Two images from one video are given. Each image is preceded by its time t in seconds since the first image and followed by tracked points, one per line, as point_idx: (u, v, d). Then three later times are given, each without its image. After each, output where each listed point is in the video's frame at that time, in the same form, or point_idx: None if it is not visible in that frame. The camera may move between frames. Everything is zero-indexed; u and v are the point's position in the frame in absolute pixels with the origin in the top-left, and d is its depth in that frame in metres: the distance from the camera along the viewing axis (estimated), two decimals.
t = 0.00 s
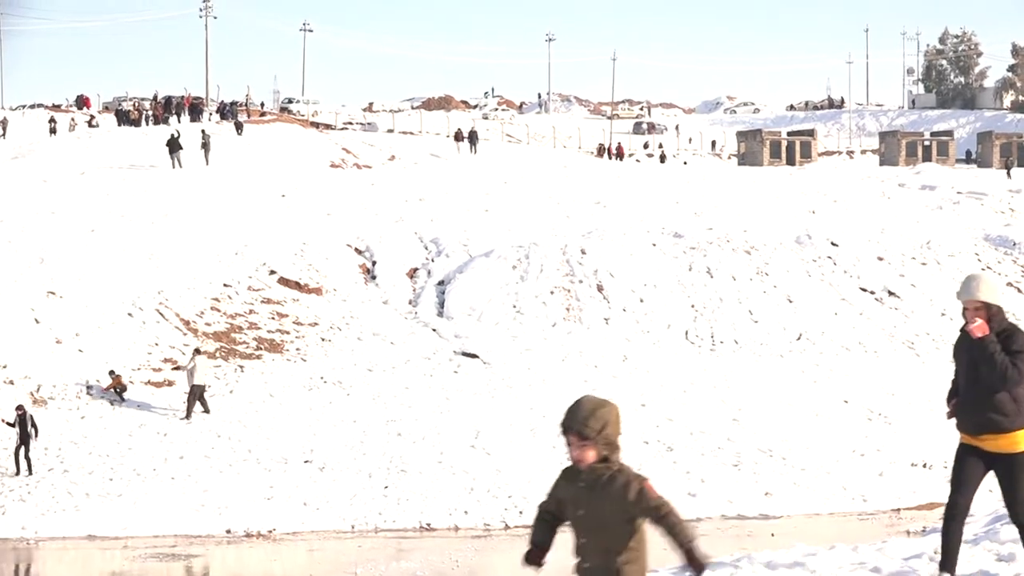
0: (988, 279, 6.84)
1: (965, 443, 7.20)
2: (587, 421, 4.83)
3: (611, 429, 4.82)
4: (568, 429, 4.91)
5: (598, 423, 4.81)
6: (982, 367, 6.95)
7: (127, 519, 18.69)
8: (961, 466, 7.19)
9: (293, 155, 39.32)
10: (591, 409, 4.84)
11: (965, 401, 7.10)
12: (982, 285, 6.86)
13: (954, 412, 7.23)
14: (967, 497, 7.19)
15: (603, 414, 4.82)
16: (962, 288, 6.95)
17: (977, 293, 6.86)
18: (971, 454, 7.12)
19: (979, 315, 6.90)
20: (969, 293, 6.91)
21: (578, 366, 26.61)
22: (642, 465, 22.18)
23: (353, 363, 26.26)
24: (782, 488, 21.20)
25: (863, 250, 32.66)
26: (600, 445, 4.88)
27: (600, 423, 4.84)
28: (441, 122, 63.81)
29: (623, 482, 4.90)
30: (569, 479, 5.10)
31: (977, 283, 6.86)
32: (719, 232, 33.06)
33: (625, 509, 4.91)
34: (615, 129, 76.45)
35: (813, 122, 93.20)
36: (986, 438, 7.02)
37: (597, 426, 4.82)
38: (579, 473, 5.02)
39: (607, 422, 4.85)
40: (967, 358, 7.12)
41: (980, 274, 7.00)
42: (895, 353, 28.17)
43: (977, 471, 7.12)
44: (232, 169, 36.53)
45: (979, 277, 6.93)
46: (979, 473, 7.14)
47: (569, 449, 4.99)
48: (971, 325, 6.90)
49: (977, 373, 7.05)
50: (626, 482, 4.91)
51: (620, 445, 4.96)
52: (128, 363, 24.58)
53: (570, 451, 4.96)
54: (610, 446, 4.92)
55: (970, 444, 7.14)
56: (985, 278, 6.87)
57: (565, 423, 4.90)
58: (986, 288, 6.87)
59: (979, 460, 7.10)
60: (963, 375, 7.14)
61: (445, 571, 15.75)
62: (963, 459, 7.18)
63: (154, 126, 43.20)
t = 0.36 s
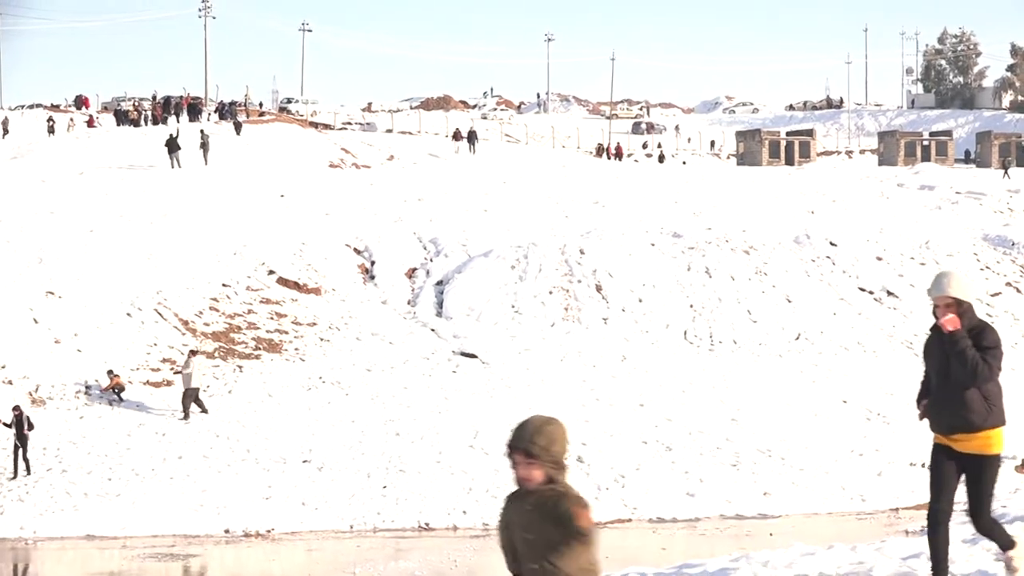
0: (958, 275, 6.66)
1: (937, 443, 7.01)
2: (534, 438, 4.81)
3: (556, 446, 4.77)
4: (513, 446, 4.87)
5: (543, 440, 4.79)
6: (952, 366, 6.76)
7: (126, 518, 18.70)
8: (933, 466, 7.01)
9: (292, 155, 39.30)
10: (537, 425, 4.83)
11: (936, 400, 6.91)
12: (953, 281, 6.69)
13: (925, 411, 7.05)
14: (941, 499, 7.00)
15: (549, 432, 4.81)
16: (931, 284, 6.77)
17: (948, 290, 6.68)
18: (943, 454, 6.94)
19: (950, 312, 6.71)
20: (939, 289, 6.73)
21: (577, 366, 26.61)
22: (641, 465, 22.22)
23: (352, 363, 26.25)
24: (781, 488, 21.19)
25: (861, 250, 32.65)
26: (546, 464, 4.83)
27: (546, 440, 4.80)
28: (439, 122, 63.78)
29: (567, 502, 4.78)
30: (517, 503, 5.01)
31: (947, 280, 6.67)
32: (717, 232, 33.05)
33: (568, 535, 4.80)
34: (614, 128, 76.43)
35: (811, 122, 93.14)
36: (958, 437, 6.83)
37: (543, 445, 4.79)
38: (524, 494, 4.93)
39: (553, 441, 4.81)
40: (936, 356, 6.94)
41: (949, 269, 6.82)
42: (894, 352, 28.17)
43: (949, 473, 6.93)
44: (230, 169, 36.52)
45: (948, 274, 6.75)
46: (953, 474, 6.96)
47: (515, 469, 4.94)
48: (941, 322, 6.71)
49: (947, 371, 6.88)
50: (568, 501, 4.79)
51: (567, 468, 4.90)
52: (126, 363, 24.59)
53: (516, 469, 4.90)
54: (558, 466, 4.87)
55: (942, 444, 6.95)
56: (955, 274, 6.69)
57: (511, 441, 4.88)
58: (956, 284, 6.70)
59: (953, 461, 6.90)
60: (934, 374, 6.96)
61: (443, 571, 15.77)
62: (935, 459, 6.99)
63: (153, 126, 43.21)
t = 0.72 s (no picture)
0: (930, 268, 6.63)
1: (915, 436, 6.96)
2: (454, 422, 4.83)
3: (474, 431, 4.78)
4: (434, 429, 4.89)
5: (462, 423, 4.80)
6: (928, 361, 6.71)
7: (121, 517, 18.72)
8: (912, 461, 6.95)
9: (286, 154, 39.26)
10: (459, 409, 4.84)
11: (913, 394, 6.86)
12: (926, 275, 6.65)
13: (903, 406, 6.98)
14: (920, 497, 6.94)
15: (468, 417, 4.82)
16: (905, 279, 6.73)
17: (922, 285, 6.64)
18: (922, 448, 6.87)
19: (924, 306, 6.67)
20: (913, 284, 6.70)
21: (571, 365, 26.61)
22: (636, 464, 22.26)
23: (347, 362, 26.24)
24: (776, 487, 21.21)
25: (856, 249, 32.67)
26: (467, 449, 4.83)
27: (466, 423, 4.82)
28: (435, 122, 63.70)
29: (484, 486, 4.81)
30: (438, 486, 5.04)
31: (920, 274, 6.64)
32: (712, 231, 33.06)
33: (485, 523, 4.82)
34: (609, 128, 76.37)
35: (807, 121, 93.06)
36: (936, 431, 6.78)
37: (463, 428, 4.81)
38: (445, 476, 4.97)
39: (473, 425, 4.82)
40: (913, 350, 6.88)
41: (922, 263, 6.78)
42: (889, 351, 28.20)
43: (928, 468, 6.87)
44: (225, 168, 36.48)
45: (922, 267, 6.71)
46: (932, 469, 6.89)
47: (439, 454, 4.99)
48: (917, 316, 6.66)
49: (924, 364, 6.82)
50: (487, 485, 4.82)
51: (489, 452, 4.91)
52: (121, 363, 24.57)
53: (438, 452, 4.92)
54: (479, 451, 4.87)
55: (921, 440, 6.89)
56: (927, 268, 6.66)
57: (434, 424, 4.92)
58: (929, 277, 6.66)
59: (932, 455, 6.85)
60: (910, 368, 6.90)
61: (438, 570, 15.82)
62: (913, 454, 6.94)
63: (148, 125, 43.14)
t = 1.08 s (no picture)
0: (908, 283, 6.66)
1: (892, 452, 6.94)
2: (375, 432, 4.56)
3: (398, 441, 4.53)
4: (355, 441, 4.61)
5: (385, 433, 4.54)
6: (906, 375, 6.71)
7: (116, 517, 18.70)
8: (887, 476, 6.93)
9: (282, 154, 39.23)
10: (381, 419, 4.58)
11: (890, 409, 6.85)
12: (904, 288, 6.67)
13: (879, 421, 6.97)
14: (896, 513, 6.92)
15: (391, 426, 4.56)
16: (882, 294, 6.74)
17: (900, 299, 6.65)
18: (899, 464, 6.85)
19: (902, 321, 6.69)
20: (890, 298, 6.71)
21: (567, 365, 26.61)
22: (631, 463, 22.29)
23: (342, 362, 26.24)
24: (771, 486, 21.21)
25: (852, 248, 32.68)
26: (388, 460, 4.58)
27: (389, 433, 4.55)
28: (430, 121, 63.68)
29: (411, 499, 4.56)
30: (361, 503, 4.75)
31: (897, 288, 6.66)
32: (708, 230, 33.05)
33: (418, 541, 4.57)
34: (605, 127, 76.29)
35: (803, 121, 92.97)
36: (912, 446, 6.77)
37: (385, 438, 4.55)
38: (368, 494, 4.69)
39: (396, 435, 4.57)
40: (890, 365, 6.88)
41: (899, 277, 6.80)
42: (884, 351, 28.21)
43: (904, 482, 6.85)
44: (221, 168, 36.45)
45: (899, 282, 6.73)
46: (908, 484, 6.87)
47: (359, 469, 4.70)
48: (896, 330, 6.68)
49: (900, 379, 6.82)
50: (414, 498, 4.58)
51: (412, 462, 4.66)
52: (116, 362, 24.57)
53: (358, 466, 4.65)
54: (402, 462, 4.63)
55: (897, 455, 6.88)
56: (905, 282, 6.68)
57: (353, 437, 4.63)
58: (907, 291, 6.68)
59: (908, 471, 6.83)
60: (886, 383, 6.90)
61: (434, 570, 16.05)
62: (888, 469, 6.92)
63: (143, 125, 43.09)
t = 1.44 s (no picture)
0: (879, 289, 6.63)
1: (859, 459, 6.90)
2: (289, 405, 4.54)
3: (314, 414, 4.55)
4: (267, 414, 4.58)
5: (301, 408, 4.53)
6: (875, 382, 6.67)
7: (109, 517, 18.67)
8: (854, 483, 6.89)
9: (275, 153, 39.22)
10: (295, 392, 4.56)
11: (858, 416, 6.80)
12: (874, 295, 6.64)
13: (846, 428, 6.93)
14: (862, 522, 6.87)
15: (306, 400, 4.55)
16: (853, 299, 6.71)
17: (870, 306, 6.62)
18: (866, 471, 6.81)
19: (873, 327, 6.66)
20: (861, 304, 6.68)
21: (560, 364, 26.61)
22: (625, 462, 22.30)
23: (336, 361, 26.23)
24: (764, 485, 21.23)
25: (845, 248, 32.68)
26: (303, 433, 4.59)
27: (304, 407, 4.55)
28: (424, 121, 63.64)
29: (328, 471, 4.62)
30: (273, 477, 4.77)
31: (869, 294, 6.63)
32: (701, 230, 33.05)
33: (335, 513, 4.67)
34: (599, 127, 76.25)
35: (798, 120, 92.95)
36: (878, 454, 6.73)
37: (300, 411, 4.54)
38: (280, 468, 4.72)
39: (312, 408, 4.56)
40: (858, 371, 6.84)
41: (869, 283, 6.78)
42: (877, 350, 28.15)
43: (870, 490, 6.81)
44: (214, 167, 36.43)
45: (870, 288, 6.70)
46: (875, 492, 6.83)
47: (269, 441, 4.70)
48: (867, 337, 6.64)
49: (869, 386, 6.78)
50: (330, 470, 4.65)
51: (325, 434, 4.69)
52: (110, 362, 24.56)
53: (270, 440, 4.64)
54: (316, 436, 4.66)
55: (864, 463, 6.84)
56: (876, 288, 6.64)
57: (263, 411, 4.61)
58: (877, 296, 6.65)
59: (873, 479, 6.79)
60: (854, 390, 6.87)
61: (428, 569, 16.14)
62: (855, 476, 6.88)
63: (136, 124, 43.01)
